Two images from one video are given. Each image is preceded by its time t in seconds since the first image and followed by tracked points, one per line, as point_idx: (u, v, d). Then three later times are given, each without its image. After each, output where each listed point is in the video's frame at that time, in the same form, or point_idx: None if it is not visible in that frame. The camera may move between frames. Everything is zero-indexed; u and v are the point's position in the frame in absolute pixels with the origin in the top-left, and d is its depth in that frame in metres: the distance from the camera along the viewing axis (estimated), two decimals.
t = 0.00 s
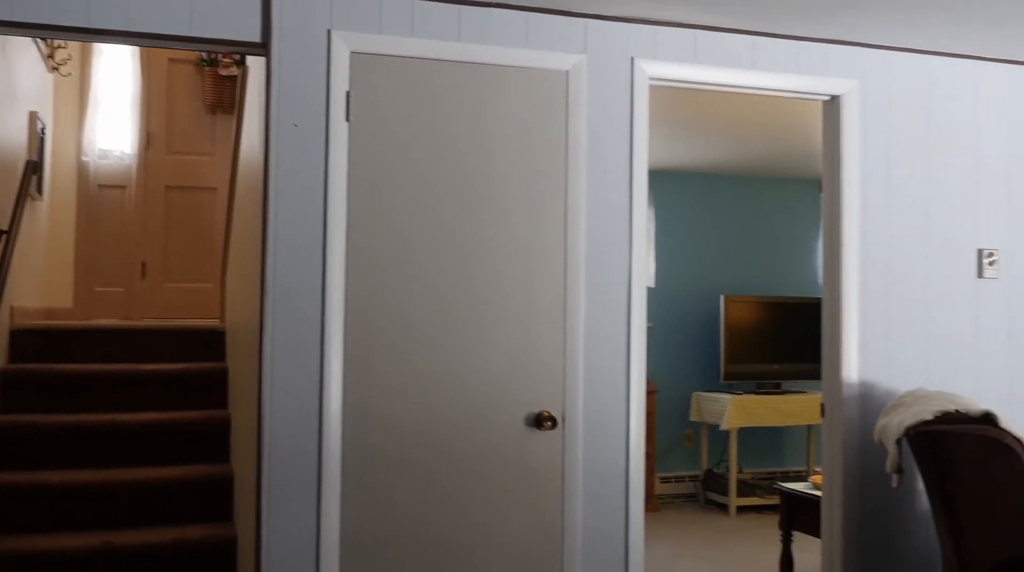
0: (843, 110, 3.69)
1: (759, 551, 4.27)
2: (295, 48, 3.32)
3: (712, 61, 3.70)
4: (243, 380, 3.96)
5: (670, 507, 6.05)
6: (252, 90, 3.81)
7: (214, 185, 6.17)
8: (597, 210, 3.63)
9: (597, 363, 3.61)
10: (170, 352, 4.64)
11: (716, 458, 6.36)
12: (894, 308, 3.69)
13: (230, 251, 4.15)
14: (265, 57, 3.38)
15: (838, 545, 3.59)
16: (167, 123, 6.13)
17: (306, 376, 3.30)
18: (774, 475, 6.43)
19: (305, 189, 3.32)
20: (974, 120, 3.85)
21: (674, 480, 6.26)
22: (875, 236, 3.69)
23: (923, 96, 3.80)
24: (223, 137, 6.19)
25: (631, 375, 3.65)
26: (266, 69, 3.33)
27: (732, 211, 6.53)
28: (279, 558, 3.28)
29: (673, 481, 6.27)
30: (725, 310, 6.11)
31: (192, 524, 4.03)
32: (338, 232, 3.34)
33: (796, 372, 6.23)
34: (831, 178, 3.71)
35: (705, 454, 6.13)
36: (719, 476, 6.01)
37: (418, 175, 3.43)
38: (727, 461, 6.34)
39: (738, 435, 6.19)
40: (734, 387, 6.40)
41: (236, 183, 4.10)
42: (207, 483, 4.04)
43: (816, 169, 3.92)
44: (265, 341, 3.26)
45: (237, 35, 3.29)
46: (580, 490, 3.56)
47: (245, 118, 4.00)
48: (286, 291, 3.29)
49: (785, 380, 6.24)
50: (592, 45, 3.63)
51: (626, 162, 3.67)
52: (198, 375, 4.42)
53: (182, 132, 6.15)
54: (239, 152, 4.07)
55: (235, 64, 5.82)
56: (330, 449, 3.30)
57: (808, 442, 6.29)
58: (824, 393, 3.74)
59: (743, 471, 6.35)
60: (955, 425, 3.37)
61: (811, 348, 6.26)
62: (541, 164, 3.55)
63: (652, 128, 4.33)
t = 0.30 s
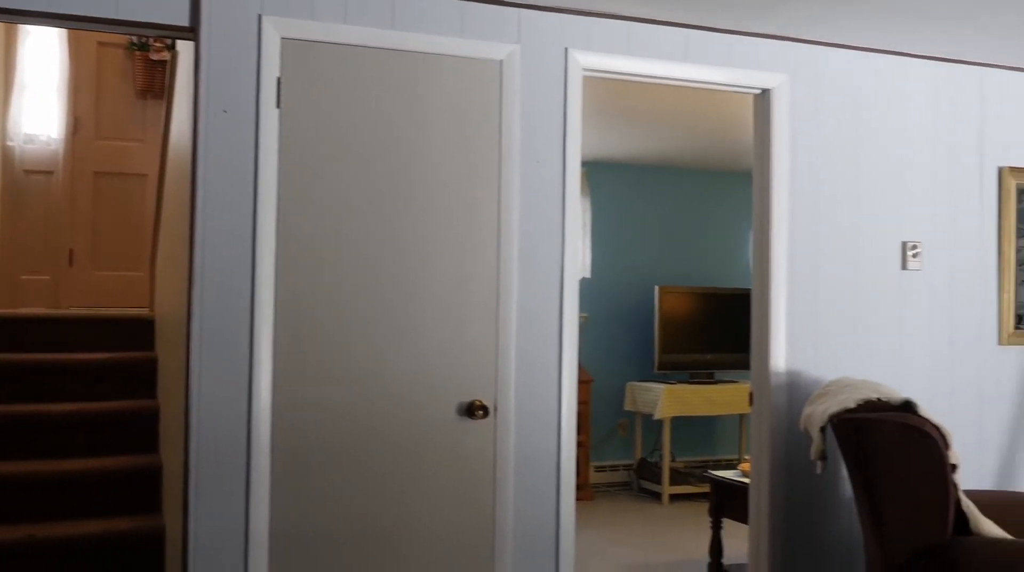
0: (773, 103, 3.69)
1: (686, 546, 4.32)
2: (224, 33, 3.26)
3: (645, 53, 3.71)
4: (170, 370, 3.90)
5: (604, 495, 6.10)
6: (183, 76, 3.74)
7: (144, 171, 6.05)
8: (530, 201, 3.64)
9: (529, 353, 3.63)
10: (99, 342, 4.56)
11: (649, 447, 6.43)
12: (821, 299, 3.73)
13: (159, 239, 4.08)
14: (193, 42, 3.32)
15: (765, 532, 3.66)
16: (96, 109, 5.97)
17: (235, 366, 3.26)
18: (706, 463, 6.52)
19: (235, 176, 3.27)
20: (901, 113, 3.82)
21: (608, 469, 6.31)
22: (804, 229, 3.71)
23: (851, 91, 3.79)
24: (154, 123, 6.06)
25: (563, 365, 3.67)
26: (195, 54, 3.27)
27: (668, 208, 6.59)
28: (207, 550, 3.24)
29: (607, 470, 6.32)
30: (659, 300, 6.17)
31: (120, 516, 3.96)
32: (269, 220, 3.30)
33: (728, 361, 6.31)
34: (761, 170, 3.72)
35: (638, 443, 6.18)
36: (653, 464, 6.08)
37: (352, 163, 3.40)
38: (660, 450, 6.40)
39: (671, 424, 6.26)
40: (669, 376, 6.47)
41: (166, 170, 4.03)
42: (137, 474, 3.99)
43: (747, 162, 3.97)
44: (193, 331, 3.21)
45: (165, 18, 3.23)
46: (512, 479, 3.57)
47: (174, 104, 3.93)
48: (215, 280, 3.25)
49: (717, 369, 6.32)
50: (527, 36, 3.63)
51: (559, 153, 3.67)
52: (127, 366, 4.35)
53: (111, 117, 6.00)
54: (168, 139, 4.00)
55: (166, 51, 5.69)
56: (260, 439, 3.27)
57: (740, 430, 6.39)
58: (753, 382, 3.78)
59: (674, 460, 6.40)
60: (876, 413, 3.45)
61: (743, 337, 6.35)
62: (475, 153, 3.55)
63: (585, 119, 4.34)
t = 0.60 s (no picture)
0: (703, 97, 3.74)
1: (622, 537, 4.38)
2: (150, 18, 3.21)
3: (577, 46, 3.71)
4: (96, 362, 3.83)
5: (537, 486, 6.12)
6: (108, 62, 3.67)
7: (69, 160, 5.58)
8: (462, 193, 3.63)
9: (460, 344, 3.62)
10: (23, 334, 4.46)
11: (584, 439, 6.47)
12: (749, 290, 3.77)
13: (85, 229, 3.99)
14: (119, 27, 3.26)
15: (693, 521, 3.71)
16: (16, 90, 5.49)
17: (161, 357, 3.21)
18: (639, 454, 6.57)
19: (160, 163, 3.22)
20: (829, 110, 3.88)
21: (544, 460, 6.33)
22: (734, 221, 3.75)
23: (777, 86, 3.84)
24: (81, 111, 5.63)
25: (495, 356, 3.68)
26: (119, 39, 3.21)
27: (627, 200, 6.69)
28: (131, 542, 3.18)
29: (542, 461, 6.35)
30: (592, 292, 6.21)
31: (43, 511, 3.88)
32: (196, 209, 3.25)
33: (661, 353, 6.39)
34: (691, 162, 3.76)
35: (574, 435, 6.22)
36: (585, 455, 6.09)
37: (281, 151, 3.36)
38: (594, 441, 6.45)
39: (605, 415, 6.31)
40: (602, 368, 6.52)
41: (92, 158, 3.95)
42: (63, 468, 3.91)
43: (679, 156, 4.01)
44: (116, 320, 3.16)
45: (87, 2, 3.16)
46: (443, 469, 3.58)
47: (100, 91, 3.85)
48: (140, 269, 3.19)
49: (650, 360, 6.39)
50: (458, 27, 3.61)
51: (491, 145, 3.67)
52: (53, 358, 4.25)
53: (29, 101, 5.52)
54: (94, 126, 3.92)
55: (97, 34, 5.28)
56: (185, 430, 3.22)
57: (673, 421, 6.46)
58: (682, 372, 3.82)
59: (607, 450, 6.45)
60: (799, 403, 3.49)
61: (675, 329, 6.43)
62: (407, 143, 3.52)
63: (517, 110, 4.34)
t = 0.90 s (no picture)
0: (634, 93, 3.75)
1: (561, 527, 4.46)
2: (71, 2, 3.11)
3: (509, 41, 3.67)
4: (15, 356, 3.73)
5: (472, 479, 6.12)
6: (28, 49, 3.57)
7: None
8: (393, 187, 3.57)
9: (392, 337, 3.56)
10: None
11: (519, 431, 6.49)
12: (678, 284, 3.81)
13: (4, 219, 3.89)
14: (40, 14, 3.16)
15: (623, 512, 3.75)
16: None
17: (84, 351, 3.12)
18: (574, 446, 6.61)
19: (84, 152, 3.13)
20: (758, 106, 3.92)
21: (480, 453, 6.35)
22: (664, 216, 3.79)
23: (705, 84, 3.87)
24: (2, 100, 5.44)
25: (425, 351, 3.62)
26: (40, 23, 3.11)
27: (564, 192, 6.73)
28: (51, 542, 3.08)
29: (476, 454, 6.35)
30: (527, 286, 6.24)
31: None
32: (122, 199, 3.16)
33: (596, 345, 6.44)
34: (622, 157, 3.78)
35: (507, 427, 6.23)
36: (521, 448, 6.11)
37: (212, 141, 3.28)
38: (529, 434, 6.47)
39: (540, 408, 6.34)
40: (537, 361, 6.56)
41: (12, 147, 3.84)
42: None
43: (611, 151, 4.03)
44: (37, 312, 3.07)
45: None
46: (373, 464, 3.52)
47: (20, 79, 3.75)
48: (63, 260, 3.10)
49: (585, 353, 6.44)
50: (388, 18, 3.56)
51: (422, 138, 3.61)
52: None
53: None
54: (14, 114, 3.81)
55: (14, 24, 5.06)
56: (110, 426, 3.13)
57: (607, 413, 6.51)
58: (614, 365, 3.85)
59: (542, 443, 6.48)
60: (725, 395, 3.53)
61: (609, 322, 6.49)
62: (339, 134, 3.47)
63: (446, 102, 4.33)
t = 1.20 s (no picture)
0: (565, 88, 3.74)
1: (491, 521, 4.48)
2: None
3: (440, 34, 3.59)
4: None
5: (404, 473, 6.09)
6: None
7: None
8: (324, 180, 3.42)
9: (320, 329, 3.42)
10: None
11: (452, 425, 6.48)
12: (608, 278, 3.82)
13: None
14: None
15: (553, 505, 3.77)
16: None
17: None
18: (508, 439, 6.61)
19: None
20: (686, 102, 3.96)
21: (411, 448, 6.31)
22: (594, 210, 3.79)
23: (634, 80, 3.88)
24: None
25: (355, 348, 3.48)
26: None
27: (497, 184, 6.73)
28: None
29: (409, 448, 6.32)
30: (460, 280, 6.24)
31: None
32: (40, 188, 3.00)
33: (529, 340, 6.46)
34: (553, 151, 3.77)
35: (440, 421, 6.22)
36: (453, 442, 6.09)
37: (134, 128, 3.12)
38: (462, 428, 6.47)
39: (473, 402, 6.34)
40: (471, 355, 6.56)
41: None
42: None
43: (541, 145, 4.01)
44: None
45: None
46: (301, 462, 3.37)
47: None
48: None
49: (519, 347, 6.45)
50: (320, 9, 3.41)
51: (353, 135, 3.48)
52: None
53: None
54: None
55: None
56: (29, 425, 2.97)
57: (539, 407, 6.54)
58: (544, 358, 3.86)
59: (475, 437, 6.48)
60: (652, 387, 3.56)
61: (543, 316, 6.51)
62: (269, 121, 3.31)
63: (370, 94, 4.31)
